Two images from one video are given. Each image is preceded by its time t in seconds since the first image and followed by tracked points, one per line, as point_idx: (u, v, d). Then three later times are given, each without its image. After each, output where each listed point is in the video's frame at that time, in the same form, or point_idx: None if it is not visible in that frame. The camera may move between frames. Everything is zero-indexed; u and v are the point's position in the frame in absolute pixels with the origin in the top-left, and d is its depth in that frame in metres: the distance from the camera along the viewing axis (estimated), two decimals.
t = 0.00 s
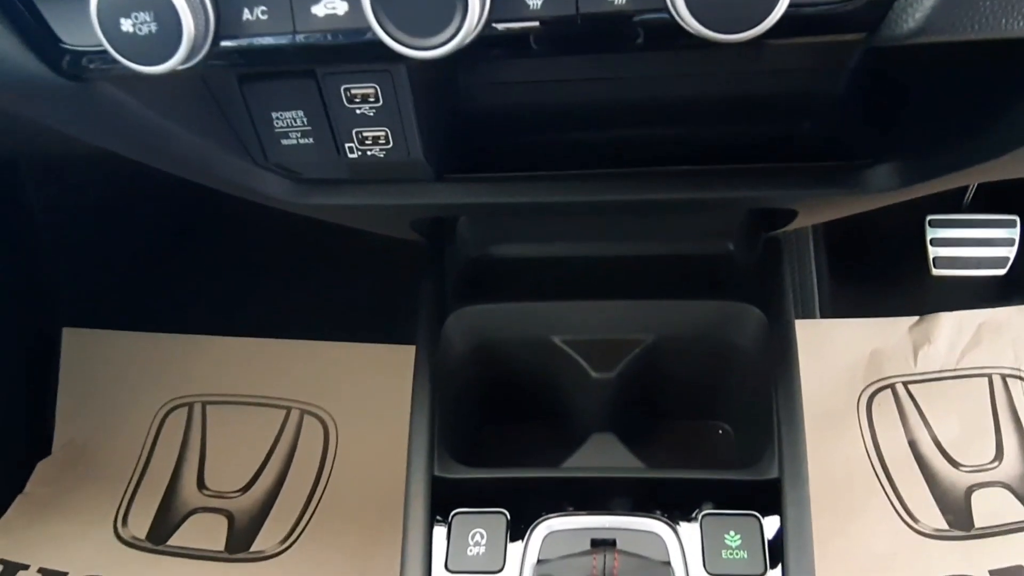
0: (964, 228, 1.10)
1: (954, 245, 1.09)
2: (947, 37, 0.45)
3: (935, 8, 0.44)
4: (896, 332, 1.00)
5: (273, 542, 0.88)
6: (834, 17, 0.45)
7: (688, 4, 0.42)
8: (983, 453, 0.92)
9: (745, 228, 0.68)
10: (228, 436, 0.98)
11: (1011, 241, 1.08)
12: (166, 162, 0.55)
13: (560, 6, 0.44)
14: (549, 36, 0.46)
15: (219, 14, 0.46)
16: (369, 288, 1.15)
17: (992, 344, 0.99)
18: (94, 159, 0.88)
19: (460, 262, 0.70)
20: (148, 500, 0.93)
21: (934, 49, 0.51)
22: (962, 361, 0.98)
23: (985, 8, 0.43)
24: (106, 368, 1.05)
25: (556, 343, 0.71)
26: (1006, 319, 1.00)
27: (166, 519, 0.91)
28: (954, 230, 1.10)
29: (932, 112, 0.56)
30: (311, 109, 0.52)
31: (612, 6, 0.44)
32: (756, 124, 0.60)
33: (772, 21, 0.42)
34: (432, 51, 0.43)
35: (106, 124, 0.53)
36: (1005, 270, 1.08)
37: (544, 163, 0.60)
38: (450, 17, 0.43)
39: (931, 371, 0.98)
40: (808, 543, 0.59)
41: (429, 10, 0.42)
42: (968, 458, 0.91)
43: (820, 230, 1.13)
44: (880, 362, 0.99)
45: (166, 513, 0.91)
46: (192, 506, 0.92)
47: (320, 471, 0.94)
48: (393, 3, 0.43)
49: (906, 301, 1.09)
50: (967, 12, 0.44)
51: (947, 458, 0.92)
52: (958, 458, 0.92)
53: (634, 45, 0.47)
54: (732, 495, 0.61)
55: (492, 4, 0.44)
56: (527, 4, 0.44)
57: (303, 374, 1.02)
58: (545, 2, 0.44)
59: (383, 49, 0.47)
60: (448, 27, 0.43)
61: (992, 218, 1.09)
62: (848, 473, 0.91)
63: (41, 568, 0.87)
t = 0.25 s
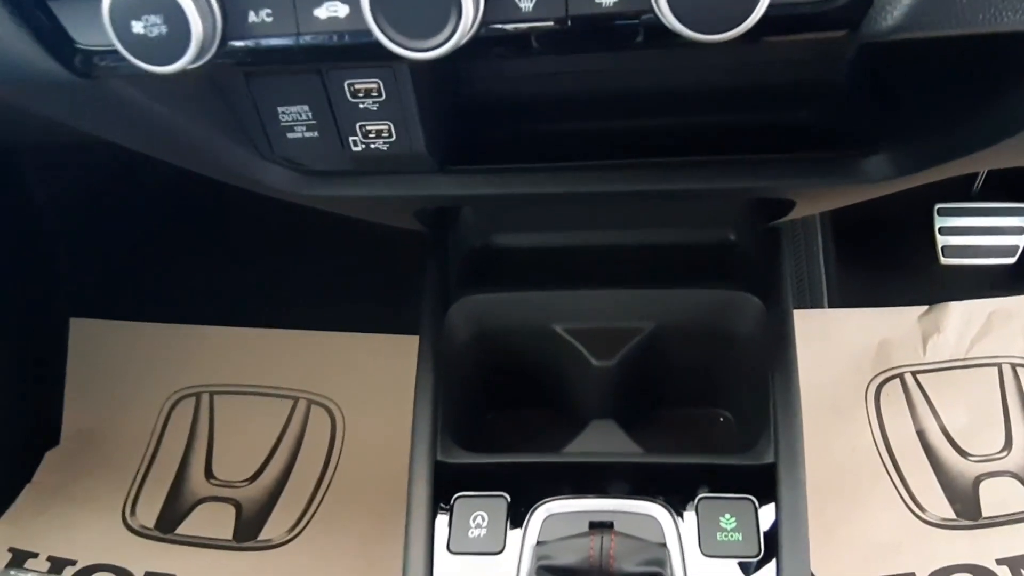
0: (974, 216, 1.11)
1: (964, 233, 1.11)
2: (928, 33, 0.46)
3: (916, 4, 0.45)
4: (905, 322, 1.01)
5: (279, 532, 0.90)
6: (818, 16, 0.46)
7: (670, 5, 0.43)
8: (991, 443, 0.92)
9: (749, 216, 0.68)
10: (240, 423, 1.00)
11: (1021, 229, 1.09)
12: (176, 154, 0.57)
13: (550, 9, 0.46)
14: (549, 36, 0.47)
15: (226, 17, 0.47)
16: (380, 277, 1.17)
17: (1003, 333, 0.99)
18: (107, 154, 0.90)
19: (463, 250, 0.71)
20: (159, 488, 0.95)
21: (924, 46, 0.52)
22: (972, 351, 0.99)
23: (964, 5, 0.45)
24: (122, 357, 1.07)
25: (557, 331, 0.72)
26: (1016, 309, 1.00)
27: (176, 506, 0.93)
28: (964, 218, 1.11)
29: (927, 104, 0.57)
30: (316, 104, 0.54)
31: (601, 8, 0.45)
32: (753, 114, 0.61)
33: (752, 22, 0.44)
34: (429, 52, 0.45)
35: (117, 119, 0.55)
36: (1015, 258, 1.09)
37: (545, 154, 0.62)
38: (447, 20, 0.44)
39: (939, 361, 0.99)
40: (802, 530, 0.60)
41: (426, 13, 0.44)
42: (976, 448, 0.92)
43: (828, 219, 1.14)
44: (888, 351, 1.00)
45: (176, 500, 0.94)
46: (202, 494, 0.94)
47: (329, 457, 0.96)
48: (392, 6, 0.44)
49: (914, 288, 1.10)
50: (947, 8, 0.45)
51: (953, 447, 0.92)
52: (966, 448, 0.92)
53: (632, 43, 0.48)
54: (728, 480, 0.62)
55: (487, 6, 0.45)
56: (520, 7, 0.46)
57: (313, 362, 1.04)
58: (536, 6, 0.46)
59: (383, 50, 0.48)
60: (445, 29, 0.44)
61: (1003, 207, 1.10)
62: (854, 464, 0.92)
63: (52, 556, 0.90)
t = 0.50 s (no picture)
0: (970, 212, 1.12)
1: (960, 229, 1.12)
2: (920, 24, 0.47)
3: None
4: (903, 317, 1.02)
5: (282, 529, 0.90)
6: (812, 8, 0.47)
7: None
8: (989, 437, 0.93)
9: (746, 213, 0.69)
10: (243, 421, 1.01)
11: (1017, 224, 1.10)
12: (179, 152, 0.58)
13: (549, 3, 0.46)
14: (548, 30, 0.48)
15: (230, 14, 0.48)
16: (380, 277, 1.17)
17: (1000, 326, 1.00)
18: (110, 153, 0.90)
19: (465, 248, 0.72)
20: (162, 487, 0.96)
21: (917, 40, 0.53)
22: (970, 345, 1.00)
23: None
24: (125, 357, 1.08)
25: (556, 326, 0.73)
26: (1013, 304, 1.01)
27: (179, 504, 0.94)
28: (959, 214, 1.12)
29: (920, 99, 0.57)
30: (318, 101, 0.54)
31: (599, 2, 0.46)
32: (749, 111, 0.62)
33: (746, 15, 0.44)
34: (430, 46, 0.46)
35: (122, 117, 0.55)
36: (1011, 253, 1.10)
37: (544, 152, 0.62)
38: (447, 14, 0.45)
39: (937, 355, 0.99)
40: (801, 521, 0.61)
41: (427, 7, 0.45)
42: (974, 442, 0.92)
43: (826, 215, 1.15)
44: (887, 346, 1.01)
45: (180, 499, 0.94)
46: (205, 493, 0.95)
47: (331, 454, 0.97)
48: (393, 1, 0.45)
49: (911, 284, 1.10)
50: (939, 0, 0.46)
51: (951, 440, 0.93)
52: (964, 442, 0.93)
53: (629, 37, 0.48)
54: (728, 471, 0.63)
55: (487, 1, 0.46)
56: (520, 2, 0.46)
57: (316, 361, 1.05)
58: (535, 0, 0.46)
59: (385, 46, 0.49)
60: (445, 23, 0.45)
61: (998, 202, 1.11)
62: (854, 458, 0.93)
63: (58, 554, 0.90)
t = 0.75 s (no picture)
0: (967, 203, 1.11)
1: (958, 220, 1.11)
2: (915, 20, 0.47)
3: None
4: (902, 307, 1.03)
5: (283, 522, 0.90)
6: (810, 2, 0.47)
7: None
8: (988, 425, 0.93)
9: (746, 206, 0.68)
10: (244, 414, 1.01)
11: (1014, 215, 1.10)
12: (178, 147, 0.58)
13: None
14: (546, 25, 0.48)
15: (228, 11, 0.48)
16: (380, 269, 1.18)
17: (998, 315, 1.01)
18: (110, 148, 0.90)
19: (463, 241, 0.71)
20: (164, 481, 0.96)
21: (916, 34, 0.53)
22: (968, 333, 1.00)
23: None
24: (127, 351, 1.09)
25: (557, 318, 0.73)
26: (1012, 292, 1.02)
27: (181, 498, 0.94)
28: (956, 205, 1.12)
29: (917, 92, 0.57)
30: (317, 96, 0.55)
31: None
32: (747, 104, 0.62)
33: (742, 11, 0.44)
34: (427, 43, 0.46)
35: (121, 113, 0.55)
36: (1009, 243, 1.10)
37: (543, 145, 0.63)
38: (444, 10, 0.45)
39: (936, 344, 1.00)
40: (801, 511, 0.61)
41: (424, 3, 0.44)
42: (973, 431, 0.93)
43: (824, 206, 1.15)
44: (886, 335, 1.01)
45: (182, 493, 0.95)
46: (207, 486, 0.95)
47: (334, 446, 0.97)
48: None
49: (910, 273, 1.11)
50: None
51: (950, 429, 0.93)
52: (962, 430, 0.93)
53: (629, 31, 0.48)
54: (727, 463, 0.63)
55: None
56: None
57: (317, 354, 1.05)
58: None
59: (383, 42, 0.49)
60: (442, 19, 0.45)
61: (994, 193, 1.11)
62: (854, 448, 0.93)
63: (57, 551, 0.90)
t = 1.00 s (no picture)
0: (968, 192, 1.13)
1: (960, 209, 1.12)
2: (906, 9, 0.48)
3: None
4: (902, 297, 1.03)
5: (289, 512, 0.91)
6: None
7: None
8: (988, 415, 0.93)
9: (747, 196, 0.68)
10: (247, 406, 1.02)
11: (1015, 204, 1.11)
12: (178, 141, 0.58)
13: None
14: (544, 16, 0.49)
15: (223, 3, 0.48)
16: (381, 261, 1.18)
17: (999, 305, 1.01)
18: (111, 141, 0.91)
19: (465, 232, 0.71)
20: (168, 473, 0.97)
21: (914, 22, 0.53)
22: (968, 324, 1.00)
23: None
24: (130, 344, 1.09)
25: (557, 308, 0.73)
26: (1012, 283, 1.02)
27: (185, 490, 0.94)
28: (958, 194, 1.13)
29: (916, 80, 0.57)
30: (316, 88, 0.55)
31: None
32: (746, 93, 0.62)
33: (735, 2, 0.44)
34: (423, 32, 0.46)
35: (120, 107, 0.56)
36: (1010, 233, 1.10)
37: (542, 136, 0.63)
38: None
39: (936, 334, 1.00)
40: (800, 499, 0.62)
41: None
42: (973, 421, 0.93)
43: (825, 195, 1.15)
44: (887, 325, 1.01)
45: (186, 485, 0.95)
46: (211, 478, 0.95)
47: (336, 438, 0.97)
48: None
49: (911, 262, 1.11)
50: None
51: (951, 419, 0.93)
52: (963, 420, 0.93)
53: (626, 21, 0.48)
54: (727, 452, 0.63)
55: None
56: None
57: (318, 347, 1.05)
58: None
59: (379, 32, 0.49)
60: (438, 9, 0.45)
61: (994, 183, 1.13)
62: (856, 438, 0.93)
63: (64, 542, 0.90)
